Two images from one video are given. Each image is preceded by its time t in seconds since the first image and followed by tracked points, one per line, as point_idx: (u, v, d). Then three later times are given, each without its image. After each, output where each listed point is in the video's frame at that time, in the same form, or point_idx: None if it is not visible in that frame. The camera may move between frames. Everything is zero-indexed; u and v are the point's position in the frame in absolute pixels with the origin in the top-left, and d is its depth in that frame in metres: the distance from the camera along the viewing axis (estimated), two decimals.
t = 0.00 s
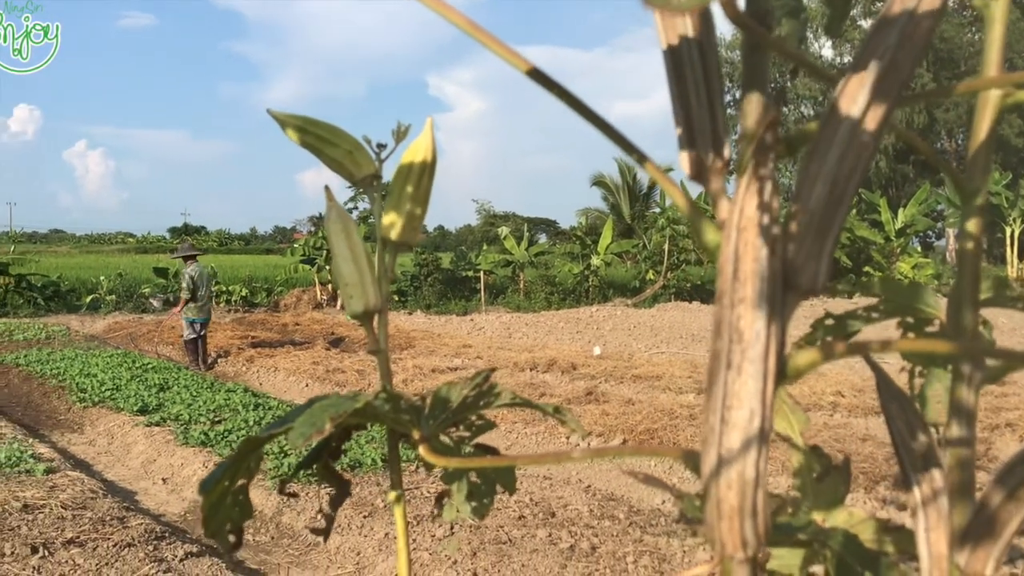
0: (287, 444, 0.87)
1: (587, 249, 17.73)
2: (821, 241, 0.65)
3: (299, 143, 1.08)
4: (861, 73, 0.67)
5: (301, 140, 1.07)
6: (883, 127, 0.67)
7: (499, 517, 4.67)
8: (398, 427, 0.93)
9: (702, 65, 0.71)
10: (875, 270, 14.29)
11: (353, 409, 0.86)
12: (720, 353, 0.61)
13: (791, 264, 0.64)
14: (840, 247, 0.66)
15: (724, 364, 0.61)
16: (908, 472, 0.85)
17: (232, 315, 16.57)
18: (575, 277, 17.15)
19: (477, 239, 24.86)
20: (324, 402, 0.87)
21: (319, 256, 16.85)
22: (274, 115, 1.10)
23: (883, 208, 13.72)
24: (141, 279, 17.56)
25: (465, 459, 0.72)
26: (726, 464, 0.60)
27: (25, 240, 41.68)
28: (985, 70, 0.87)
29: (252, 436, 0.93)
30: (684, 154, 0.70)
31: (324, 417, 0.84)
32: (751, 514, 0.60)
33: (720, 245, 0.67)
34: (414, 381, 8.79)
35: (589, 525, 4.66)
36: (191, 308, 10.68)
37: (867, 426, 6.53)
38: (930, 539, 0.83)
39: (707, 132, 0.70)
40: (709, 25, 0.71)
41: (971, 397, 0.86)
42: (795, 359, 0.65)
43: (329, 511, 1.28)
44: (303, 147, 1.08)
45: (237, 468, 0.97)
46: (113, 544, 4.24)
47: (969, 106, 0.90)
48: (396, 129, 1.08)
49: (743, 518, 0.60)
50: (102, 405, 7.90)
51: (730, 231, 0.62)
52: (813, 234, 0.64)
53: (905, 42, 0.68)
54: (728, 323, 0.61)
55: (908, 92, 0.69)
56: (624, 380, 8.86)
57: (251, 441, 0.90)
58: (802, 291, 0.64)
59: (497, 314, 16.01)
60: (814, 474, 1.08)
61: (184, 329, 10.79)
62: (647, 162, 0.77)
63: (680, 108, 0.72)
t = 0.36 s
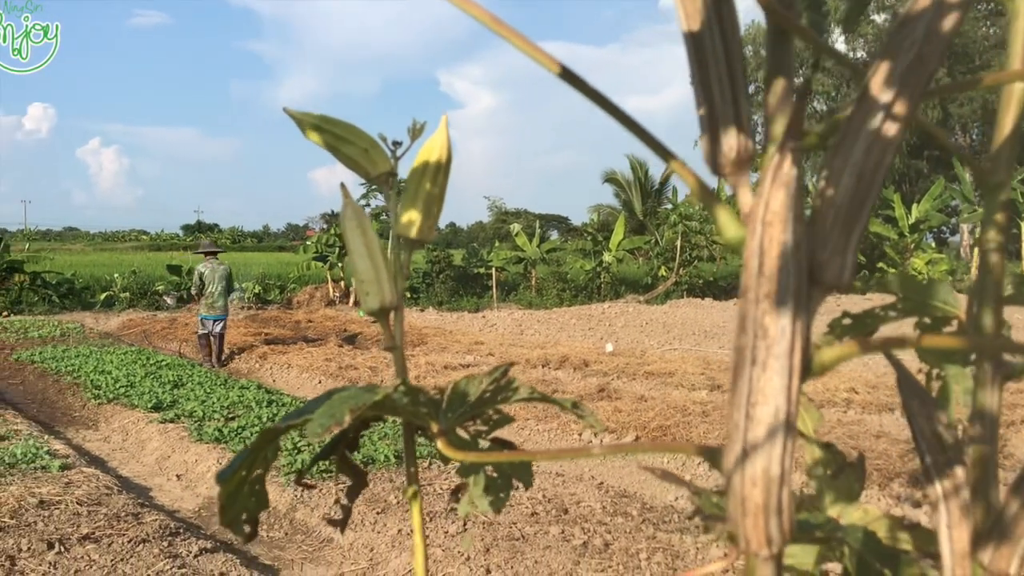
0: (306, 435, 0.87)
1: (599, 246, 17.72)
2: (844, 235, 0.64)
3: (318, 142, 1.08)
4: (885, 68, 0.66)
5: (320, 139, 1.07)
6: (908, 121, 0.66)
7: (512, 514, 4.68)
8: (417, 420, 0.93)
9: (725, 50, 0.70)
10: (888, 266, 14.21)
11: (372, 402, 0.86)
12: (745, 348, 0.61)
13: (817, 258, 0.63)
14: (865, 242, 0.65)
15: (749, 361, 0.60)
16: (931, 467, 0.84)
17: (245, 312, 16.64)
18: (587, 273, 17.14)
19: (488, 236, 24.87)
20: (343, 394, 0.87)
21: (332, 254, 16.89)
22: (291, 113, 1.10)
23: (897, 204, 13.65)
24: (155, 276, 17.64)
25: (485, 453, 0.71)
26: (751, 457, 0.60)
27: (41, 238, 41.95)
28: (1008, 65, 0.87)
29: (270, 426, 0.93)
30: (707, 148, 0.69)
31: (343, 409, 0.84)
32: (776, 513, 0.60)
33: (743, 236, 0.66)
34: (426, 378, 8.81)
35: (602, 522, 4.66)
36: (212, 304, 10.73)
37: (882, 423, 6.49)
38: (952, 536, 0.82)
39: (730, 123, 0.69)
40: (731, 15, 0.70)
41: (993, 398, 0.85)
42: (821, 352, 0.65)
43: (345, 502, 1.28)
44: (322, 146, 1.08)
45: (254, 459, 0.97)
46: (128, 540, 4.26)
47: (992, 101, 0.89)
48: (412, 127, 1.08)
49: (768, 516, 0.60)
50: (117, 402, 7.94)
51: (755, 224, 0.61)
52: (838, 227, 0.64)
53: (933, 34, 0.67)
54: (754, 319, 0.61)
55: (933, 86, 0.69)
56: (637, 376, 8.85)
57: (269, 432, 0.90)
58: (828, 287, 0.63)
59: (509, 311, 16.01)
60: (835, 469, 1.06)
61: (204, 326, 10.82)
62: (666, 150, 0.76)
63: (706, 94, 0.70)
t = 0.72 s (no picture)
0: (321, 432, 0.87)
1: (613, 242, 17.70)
2: (874, 228, 0.63)
3: (333, 137, 1.07)
4: (913, 59, 0.66)
5: (336, 134, 1.07)
6: (936, 112, 0.66)
7: (526, 510, 4.68)
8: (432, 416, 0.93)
9: (750, 40, 0.69)
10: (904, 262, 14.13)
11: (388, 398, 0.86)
12: (771, 345, 0.60)
13: (847, 253, 0.62)
14: (893, 237, 0.64)
15: (776, 357, 0.60)
16: (956, 465, 0.83)
17: (260, 309, 16.69)
18: (600, 270, 17.13)
19: (502, 233, 24.89)
20: (359, 389, 0.87)
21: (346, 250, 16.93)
22: (305, 108, 1.10)
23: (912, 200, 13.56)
24: (171, 274, 17.73)
25: (507, 449, 0.71)
26: (778, 457, 0.59)
27: (58, 236, 42.30)
28: None
29: (286, 420, 0.93)
30: (733, 141, 0.69)
31: (359, 403, 0.84)
32: (803, 512, 0.59)
33: (768, 230, 0.66)
34: (440, 375, 8.82)
35: (617, 519, 4.65)
36: (225, 301, 10.78)
37: (897, 420, 6.46)
38: (978, 536, 0.82)
39: (756, 114, 0.68)
40: (758, 3, 0.69)
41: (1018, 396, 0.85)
42: (848, 351, 0.64)
43: (358, 497, 1.28)
44: (337, 141, 1.08)
45: (269, 453, 0.97)
46: (145, 536, 4.29)
47: None
48: (428, 121, 1.08)
49: (794, 516, 0.59)
50: (133, 398, 7.98)
51: (783, 217, 0.61)
52: (868, 220, 0.63)
53: (964, 22, 0.66)
54: (781, 315, 0.60)
55: (964, 75, 0.68)
56: (650, 373, 8.84)
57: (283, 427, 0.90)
58: (857, 281, 0.62)
59: (523, 307, 16.01)
60: (855, 468, 1.05)
61: (217, 322, 10.87)
62: (691, 144, 0.75)
63: (732, 85, 0.69)
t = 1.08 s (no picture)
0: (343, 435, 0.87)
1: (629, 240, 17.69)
2: (901, 228, 0.63)
3: (349, 135, 1.08)
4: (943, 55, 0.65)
5: (352, 131, 1.07)
6: (967, 109, 0.65)
7: (542, 508, 4.68)
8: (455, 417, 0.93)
9: (779, 40, 0.68)
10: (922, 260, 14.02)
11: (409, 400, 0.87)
12: (800, 343, 0.60)
13: (875, 251, 0.62)
14: (921, 235, 0.64)
15: (804, 355, 0.59)
16: (985, 467, 0.83)
17: (277, 306, 16.76)
18: (616, 268, 17.10)
19: (517, 230, 24.89)
20: (379, 391, 0.87)
21: (362, 248, 16.96)
22: (322, 107, 1.10)
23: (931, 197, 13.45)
24: (188, 271, 17.82)
25: (535, 450, 0.71)
26: (805, 456, 0.59)
27: (77, 234, 42.64)
28: None
29: (308, 424, 0.93)
30: (760, 139, 0.68)
31: (381, 406, 0.84)
32: (831, 512, 0.59)
33: (797, 227, 0.65)
34: (457, 373, 8.83)
35: (633, 517, 4.65)
36: (238, 299, 10.86)
37: (916, 419, 6.42)
38: (1006, 536, 0.82)
39: (783, 112, 0.67)
40: None
41: None
42: (876, 348, 0.64)
43: (381, 501, 1.29)
44: (353, 138, 1.08)
45: (293, 458, 0.98)
46: (164, 532, 4.32)
47: None
48: (445, 118, 1.08)
49: (823, 516, 0.59)
50: (151, 396, 8.03)
51: (810, 216, 0.60)
52: (896, 218, 0.62)
53: (995, 18, 0.65)
54: (808, 313, 0.60)
55: (995, 69, 0.67)
56: (667, 371, 8.81)
57: (306, 430, 0.90)
58: (884, 280, 0.62)
59: (538, 305, 16.01)
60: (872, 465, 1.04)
61: (232, 321, 10.97)
62: (715, 141, 0.74)
63: (759, 83, 0.68)
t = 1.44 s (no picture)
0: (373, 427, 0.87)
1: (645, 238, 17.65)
2: (938, 222, 0.63)
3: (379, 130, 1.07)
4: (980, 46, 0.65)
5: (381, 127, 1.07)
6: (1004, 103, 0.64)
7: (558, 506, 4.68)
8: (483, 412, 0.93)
9: (814, 31, 0.68)
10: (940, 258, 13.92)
11: (438, 394, 0.86)
12: (836, 336, 0.60)
13: (912, 245, 0.62)
14: (957, 229, 0.63)
15: (840, 349, 0.59)
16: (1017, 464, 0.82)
17: (293, 304, 16.82)
18: (632, 266, 17.08)
19: (532, 228, 24.89)
20: (408, 384, 0.87)
21: (378, 246, 17.00)
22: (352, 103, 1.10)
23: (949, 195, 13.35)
24: (205, 269, 17.91)
25: (565, 443, 0.71)
26: (841, 449, 0.59)
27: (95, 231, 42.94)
28: None
29: (337, 416, 0.93)
30: (794, 132, 0.68)
31: (410, 400, 0.84)
32: (867, 506, 0.59)
33: (830, 221, 0.65)
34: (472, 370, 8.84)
35: (649, 515, 4.64)
36: (252, 297, 10.90)
37: (934, 418, 6.37)
38: None
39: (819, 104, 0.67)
40: None
41: None
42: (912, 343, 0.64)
43: (407, 492, 1.29)
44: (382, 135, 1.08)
45: (322, 449, 0.98)
46: (182, 528, 4.34)
47: None
48: (475, 115, 1.08)
49: (858, 509, 0.59)
50: (169, 392, 8.08)
51: (848, 208, 0.60)
52: (933, 212, 0.62)
53: None
54: (844, 307, 0.60)
55: None
56: (683, 369, 8.78)
57: (336, 422, 0.91)
58: (921, 273, 0.62)
59: (553, 303, 16.01)
60: (900, 465, 1.03)
61: (247, 318, 11.02)
62: (748, 134, 0.74)
63: (794, 73, 0.68)
